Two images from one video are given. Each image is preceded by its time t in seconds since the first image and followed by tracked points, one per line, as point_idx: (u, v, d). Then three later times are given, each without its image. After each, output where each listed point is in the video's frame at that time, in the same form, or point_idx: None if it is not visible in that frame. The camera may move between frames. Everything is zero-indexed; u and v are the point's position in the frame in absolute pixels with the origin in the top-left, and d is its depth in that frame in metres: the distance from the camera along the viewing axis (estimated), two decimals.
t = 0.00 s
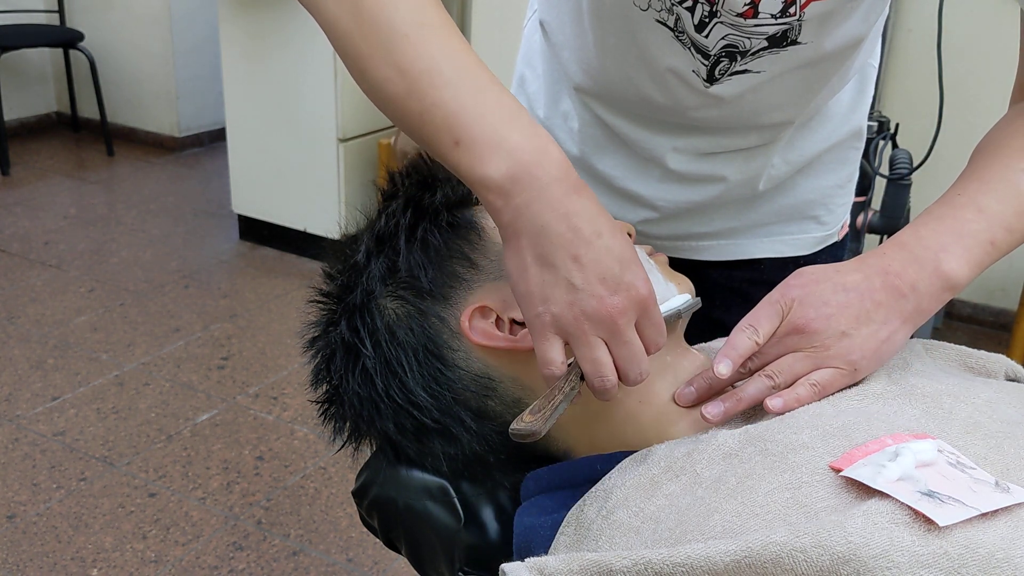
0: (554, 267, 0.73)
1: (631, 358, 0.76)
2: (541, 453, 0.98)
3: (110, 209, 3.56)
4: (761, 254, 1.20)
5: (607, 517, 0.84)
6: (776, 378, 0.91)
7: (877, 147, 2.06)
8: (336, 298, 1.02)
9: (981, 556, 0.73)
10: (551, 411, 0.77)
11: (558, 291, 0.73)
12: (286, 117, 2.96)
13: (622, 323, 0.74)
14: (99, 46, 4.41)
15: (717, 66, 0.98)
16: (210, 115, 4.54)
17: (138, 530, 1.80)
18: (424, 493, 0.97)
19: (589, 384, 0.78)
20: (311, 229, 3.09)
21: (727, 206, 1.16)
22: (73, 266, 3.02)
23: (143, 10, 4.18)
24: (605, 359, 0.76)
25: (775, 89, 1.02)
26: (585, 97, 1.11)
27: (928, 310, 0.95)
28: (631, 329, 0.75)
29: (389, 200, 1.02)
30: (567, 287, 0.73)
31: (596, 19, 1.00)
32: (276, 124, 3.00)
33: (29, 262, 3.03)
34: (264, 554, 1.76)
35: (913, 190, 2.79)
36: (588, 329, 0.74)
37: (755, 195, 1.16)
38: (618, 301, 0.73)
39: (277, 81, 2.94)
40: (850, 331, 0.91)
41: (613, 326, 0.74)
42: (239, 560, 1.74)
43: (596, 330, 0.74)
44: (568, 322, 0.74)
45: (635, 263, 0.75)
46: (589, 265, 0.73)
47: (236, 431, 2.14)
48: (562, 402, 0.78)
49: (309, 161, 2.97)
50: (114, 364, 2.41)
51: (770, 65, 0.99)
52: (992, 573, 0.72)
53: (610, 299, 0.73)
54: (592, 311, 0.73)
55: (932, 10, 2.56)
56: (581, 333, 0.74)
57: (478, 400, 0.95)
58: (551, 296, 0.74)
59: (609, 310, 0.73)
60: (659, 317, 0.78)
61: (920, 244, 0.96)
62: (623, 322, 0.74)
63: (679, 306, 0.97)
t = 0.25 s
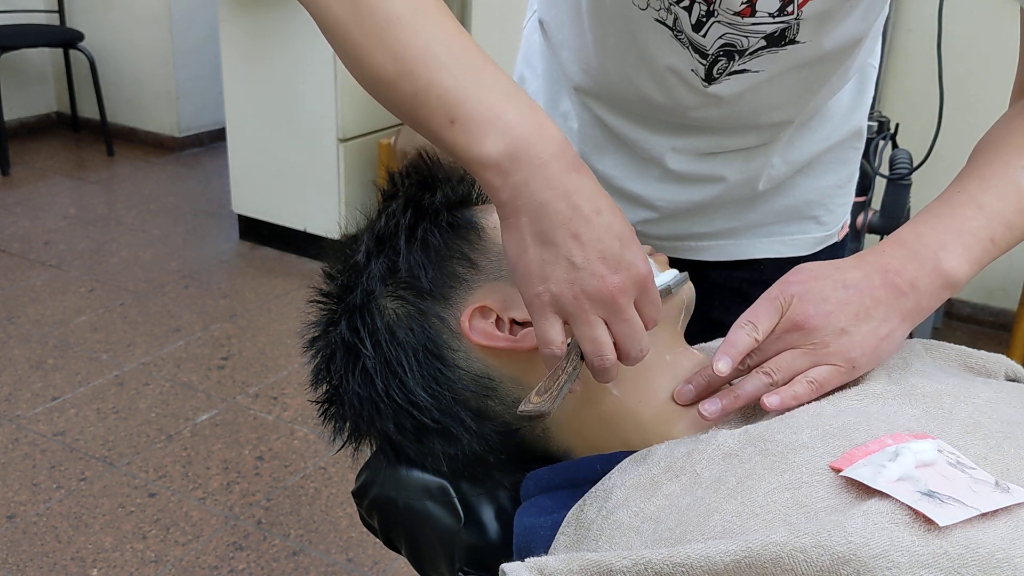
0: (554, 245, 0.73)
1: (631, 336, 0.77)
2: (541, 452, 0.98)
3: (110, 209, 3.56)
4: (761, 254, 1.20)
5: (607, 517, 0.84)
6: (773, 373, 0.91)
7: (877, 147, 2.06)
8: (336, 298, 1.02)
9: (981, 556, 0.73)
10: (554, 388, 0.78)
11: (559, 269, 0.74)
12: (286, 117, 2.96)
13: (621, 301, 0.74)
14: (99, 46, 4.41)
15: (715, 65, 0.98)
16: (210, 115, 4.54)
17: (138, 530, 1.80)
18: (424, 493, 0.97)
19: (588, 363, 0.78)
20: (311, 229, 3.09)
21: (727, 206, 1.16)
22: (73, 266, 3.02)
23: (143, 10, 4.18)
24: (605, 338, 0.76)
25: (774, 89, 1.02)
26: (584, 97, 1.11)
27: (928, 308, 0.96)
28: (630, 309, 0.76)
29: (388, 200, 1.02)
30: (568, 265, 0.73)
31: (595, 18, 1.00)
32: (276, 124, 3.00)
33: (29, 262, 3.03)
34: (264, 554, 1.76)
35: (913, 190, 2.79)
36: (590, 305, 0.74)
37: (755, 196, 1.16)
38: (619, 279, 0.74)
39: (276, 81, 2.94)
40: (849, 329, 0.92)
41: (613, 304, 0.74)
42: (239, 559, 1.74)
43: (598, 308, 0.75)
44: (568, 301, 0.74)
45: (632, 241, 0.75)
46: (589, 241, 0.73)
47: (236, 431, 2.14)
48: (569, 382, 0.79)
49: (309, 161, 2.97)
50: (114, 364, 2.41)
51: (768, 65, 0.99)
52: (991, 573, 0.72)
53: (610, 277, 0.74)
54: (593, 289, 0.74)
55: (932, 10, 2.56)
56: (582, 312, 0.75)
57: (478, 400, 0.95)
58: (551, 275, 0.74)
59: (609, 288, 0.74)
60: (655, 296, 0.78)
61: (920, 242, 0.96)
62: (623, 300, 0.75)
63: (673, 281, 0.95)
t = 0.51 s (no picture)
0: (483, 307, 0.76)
1: (569, 391, 0.79)
2: (539, 449, 1.01)
3: (110, 209, 3.56)
4: (762, 255, 1.19)
5: (607, 517, 0.84)
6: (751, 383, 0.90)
7: (877, 147, 2.06)
8: (336, 298, 1.02)
9: (980, 556, 0.73)
10: (459, 457, 0.77)
11: (487, 331, 0.77)
12: (285, 117, 2.96)
13: (548, 361, 0.76)
14: (99, 46, 4.41)
15: (713, 68, 0.98)
16: (210, 115, 4.54)
17: (138, 530, 1.80)
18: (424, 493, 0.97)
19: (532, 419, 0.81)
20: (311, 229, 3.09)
21: (727, 207, 1.16)
22: (73, 266, 3.02)
23: (143, 10, 4.18)
24: (542, 397, 0.79)
25: (774, 90, 1.02)
26: (584, 98, 1.11)
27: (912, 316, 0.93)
28: (567, 364, 0.77)
29: (388, 201, 1.04)
30: (494, 327, 0.76)
31: (594, 19, 1.00)
32: (275, 124, 2.99)
33: (29, 262, 3.03)
34: (264, 554, 1.76)
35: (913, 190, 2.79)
36: (514, 373, 0.77)
37: (756, 196, 1.16)
38: (542, 341, 0.75)
39: (276, 82, 2.94)
40: (833, 337, 0.90)
41: (541, 364, 0.76)
42: (239, 560, 1.74)
43: (527, 370, 0.77)
44: (497, 361, 0.78)
45: (565, 299, 0.75)
46: (515, 307, 0.75)
47: (236, 431, 2.14)
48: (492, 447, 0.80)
49: (309, 162, 2.97)
50: (114, 364, 2.41)
51: (768, 67, 0.99)
52: (991, 573, 0.72)
53: (535, 338, 0.75)
54: (518, 352, 0.76)
55: (933, 10, 2.56)
56: (511, 373, 0.78)
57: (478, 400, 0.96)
58: (480, 336, 0.77)
59: (534, 350, 0.75)
60: (603, 352, 0.78)
61: (905, 248, 0.93)
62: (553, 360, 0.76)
63: (672, 341, 0.89)
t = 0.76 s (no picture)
0: (484, 324, 0.78)
1: (561, 417, 0.81)
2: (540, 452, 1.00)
3: (110, 209, 3.56)
4: (762, 255, 1.19)
5: (607, 517, 0.84)
6: (755, 387, 0.91)
7: (877, 147, 2.06)
8: (336, 298, 1.02)
9: (981, 555, 0.73)
10: (457, 469, 0.76)
11: (487, 348, 0.79)
12: (285, 118, 2.96)
13: (546, 382, 0.78)
14: (99, 46, 4.41)
15: (712, 69, 0.99)
16: (210, 115, 4.54)
17: (138, 530, 1.80)
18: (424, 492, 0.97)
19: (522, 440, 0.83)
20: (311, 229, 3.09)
21: (726, 207, 1.16)
22: (73, 266, 3.02)
23: (143, 10, 4.18)
24: (533, 417, 0.81)
25: (772, 91, 1.02)
26: (583, 98, 1.12)
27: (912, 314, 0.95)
28: (562, 387, 0.80)
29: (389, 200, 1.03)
30: (494, 345, 0.78)
31: (592, 20, 1.00)
32: (275, 125, 3.00)
33: (29, 262, 3.03)
34: (264, 554, 1.76)
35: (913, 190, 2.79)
36: (510, 390, 0.80)
37: (755, 196, 1.16)
38: (542, 360, 0.77)
39: (276, 82, 2.94)
40: (834, 336, 0.91)
41: (538, 384, 0.79)
42: (239, 560, 1.74)
43: (522, 390, 0.79)
44: (496, 379, 0.80)
45: (567, 321, 0.78)
46: (514, 324, 0.77)
47: (236, 431, 2.14)
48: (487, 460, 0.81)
49: (308, 162, 2.97)
50: (114, 364, 2.41)
51: (767, 67, 0.99)
52: (991, 573, 0.72)
53: (534, 358, 0.77)
54: (516, 369, 0.78)
55: (933, 9, 2.56)
56: (509, 390, 0.80)
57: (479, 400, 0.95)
58: (480, 353, 0.79)
59: (532, 369, 0.78)
60: (596, 376, 0.82)
61: (903, 246, 0.95)
62: (549, 381, 0.79)
63: (657, 359, 0.94)
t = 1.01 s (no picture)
0: (485, 299, 0.77)
1: (566, 388, 0.80)
2: (540, 452, 1.00)
3: (110, 209, 3.56)
4: (759, 255, 1.19)
5: (607, 517, 0.84)
6: (754, 387, 0.91)
7: (876, 147, 2.06)
8: (336, 298, 1.02)
9: (981, 555, 0.73)
10: (467, 442, 0.77)
11: (489, 322, 0.78)
12: (285, 118, 2.96)
13: (550, 354, 0.77)
14: (99, 46, 4.41)
15: (708, 65, 0.98)
16: (210, 115, 4.54)
17: (138, 530, 1.80)
18: (424, 493, 0.97)
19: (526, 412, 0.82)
20: (311, 229, 3.09)
21: (724, 206, 1.16)
22: (73, 266, 3.02)
23: (143, 10, 4.18)
24: (537, 389, 0.80)
25: (769, 89, 1.02)
26: (581, 97, 1.12)
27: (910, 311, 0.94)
28: (565, 358, 0.79)
29: (388, 200, 1.03)
30: (496, 319, 0.77)
31: (588, 17, 1.00)
32: (275, 125, 3.00)
33: (29, 262, 3.03)
34: (264, 554, 1.76)
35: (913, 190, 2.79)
36: (514, 363, 0.79)
37: (752, 196, 1.16)
38: (546, 332, 0.77)
39: (276, 81, 2.94)
40: (833, 335, 0.91)
41: (542, 356, 0.78)
42: (239, 560, 1.74)
43: (526, 362, 0.79)
44: (499, 352, 0.79)
45: (568, 292, 0.77)
46: (516, 297, 0.76)
47: (236, 431, 2.14)
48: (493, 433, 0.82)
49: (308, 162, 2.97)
50: (114, 364, 2.41)
51: (763, 65, 0.99)
52: (991, 573, 0.72)
53: (537, 331, 0.77)
54: (520, 342, 0.77)
55: (933, 9, 2.56)
56: (512, 363, 0.79)
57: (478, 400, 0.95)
58: (482, 327, 0.79)
59: (535, 341, 0.77)
60: (599, 346, 0.80)
61: (900, 244, 0.95)
62: (552, 352, 0.78)
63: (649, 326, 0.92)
